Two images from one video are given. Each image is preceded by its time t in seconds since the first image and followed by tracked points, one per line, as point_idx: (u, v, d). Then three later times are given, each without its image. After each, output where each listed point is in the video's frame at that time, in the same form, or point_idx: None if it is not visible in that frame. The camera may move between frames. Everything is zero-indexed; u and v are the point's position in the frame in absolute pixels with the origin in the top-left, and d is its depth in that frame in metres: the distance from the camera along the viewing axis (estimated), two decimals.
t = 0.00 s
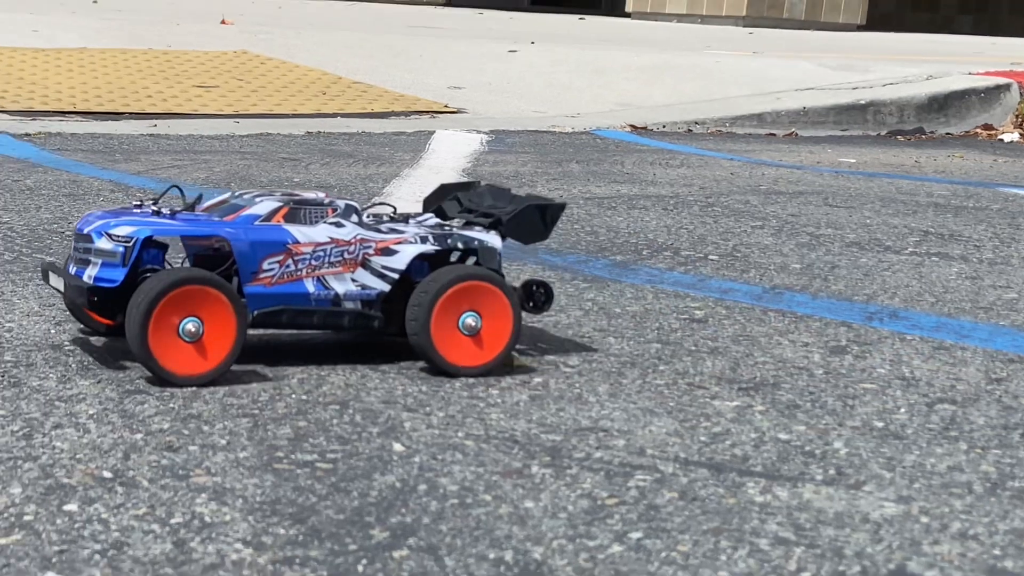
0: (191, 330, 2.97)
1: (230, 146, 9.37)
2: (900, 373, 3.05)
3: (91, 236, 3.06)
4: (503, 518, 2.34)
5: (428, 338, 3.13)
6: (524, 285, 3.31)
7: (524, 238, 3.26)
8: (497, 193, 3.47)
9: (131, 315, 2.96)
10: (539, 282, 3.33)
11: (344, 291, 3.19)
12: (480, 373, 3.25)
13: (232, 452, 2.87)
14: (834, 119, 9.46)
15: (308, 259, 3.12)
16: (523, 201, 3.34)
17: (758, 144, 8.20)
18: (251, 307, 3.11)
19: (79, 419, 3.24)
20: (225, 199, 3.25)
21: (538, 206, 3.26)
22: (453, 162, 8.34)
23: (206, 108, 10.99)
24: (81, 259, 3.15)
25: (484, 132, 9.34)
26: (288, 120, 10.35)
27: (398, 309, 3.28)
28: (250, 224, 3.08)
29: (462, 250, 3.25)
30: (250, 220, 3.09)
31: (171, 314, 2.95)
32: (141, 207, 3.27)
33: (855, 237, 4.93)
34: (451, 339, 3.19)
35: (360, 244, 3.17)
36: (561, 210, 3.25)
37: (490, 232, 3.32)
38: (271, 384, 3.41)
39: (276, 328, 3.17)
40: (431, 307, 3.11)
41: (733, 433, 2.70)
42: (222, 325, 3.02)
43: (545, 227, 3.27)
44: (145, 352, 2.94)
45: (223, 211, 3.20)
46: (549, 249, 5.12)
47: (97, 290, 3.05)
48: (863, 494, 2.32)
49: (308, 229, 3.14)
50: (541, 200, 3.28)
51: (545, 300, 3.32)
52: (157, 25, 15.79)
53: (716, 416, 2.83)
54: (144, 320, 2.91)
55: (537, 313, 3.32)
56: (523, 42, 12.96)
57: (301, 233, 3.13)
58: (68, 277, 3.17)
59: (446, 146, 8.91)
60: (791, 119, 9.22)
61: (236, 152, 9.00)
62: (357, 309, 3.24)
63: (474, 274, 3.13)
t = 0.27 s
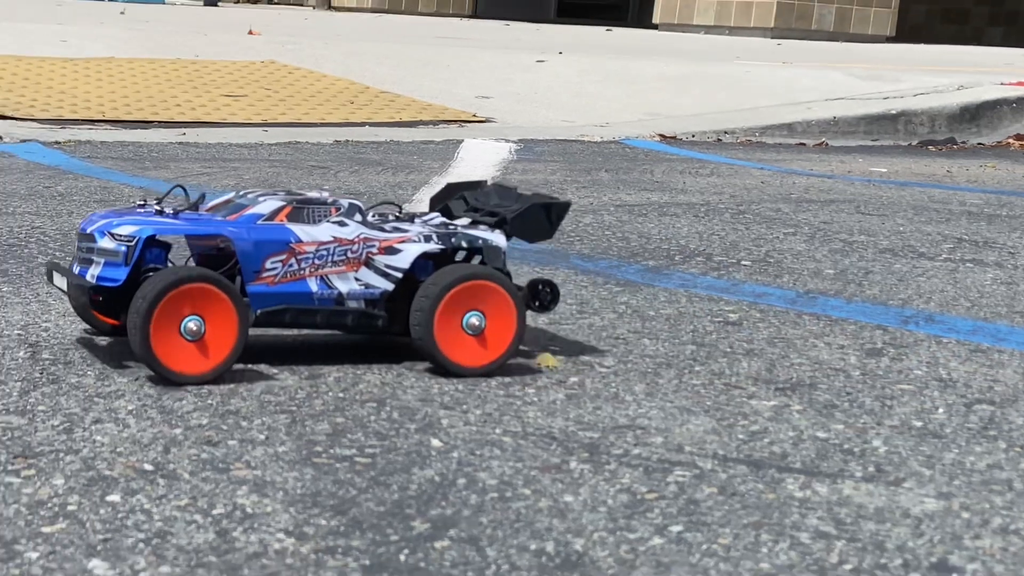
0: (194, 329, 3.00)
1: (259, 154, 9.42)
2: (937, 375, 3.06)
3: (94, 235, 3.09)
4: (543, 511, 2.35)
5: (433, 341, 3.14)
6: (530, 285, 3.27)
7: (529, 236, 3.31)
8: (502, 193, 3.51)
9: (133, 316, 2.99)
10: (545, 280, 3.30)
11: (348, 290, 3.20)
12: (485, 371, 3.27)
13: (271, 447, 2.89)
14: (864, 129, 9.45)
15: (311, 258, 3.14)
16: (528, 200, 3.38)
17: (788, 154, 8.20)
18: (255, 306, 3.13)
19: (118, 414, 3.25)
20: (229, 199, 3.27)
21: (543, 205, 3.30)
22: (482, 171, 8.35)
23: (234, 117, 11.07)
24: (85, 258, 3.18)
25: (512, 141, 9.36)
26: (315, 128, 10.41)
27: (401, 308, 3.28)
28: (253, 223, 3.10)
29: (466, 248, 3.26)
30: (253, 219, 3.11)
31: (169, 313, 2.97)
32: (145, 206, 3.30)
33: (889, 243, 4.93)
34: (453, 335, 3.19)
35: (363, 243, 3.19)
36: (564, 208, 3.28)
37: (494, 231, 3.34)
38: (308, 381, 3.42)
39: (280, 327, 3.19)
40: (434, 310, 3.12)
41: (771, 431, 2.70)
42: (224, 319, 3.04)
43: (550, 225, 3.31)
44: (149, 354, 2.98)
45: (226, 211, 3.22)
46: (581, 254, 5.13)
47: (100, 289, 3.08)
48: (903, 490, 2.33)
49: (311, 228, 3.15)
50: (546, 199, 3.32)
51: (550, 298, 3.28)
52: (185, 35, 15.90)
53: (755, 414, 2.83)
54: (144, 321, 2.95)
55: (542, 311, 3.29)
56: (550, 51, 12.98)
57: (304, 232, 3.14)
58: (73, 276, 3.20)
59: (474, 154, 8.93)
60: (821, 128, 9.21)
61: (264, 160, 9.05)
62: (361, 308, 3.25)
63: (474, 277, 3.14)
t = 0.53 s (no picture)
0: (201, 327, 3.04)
1: (287, 162, 9.48)
2: (976, 378, 3.07)
3: (100, 235, 3.13)
4: (585, 506, 2.37)
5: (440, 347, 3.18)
6: (536, 287, 3.34)
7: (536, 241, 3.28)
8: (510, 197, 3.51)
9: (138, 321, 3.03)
10: (552, 284, 3.36)
11: (353, 290, 3.23)
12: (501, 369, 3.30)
13: (312, 442, 2.90)
14: (895, 138, 9.44)
15: (317, 259, 3.17)
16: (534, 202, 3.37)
17: (817, 163, 8.21)
18: (260, 306, 3.16)
19: (159, 410, 3.26)
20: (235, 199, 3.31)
21: (549, 208, 3.28)
22: (510, 179, 8.37)
23: (263, 125, 11.15)
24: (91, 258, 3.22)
25: (541, 149, 9.38)
26: (342, 136, 10.48)
27: (406, 309, 3.32)
28: (258, 223, 3.14)
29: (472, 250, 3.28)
30: (258, 219, 3.15)
31: (172, 318, 3.01)
32: (152, 207, 3.34)
33: (923, 250, 4.94)
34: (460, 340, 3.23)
35: (368, 244, 3.22)
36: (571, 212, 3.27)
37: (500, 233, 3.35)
38: (346, 380, 3.43)
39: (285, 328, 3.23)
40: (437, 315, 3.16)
41: (810, 430, 2.72)
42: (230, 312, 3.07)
43: (555, 228, 3.29)
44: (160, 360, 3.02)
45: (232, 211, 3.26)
46: (612, 260, 5.16)
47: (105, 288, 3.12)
48: (944, 488, 2.35)
49: (317, 229, 3.19)
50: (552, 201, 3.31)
51: (558, 302, 3.34)
52: (212, 45, 16.00)
53: (793, 414, 2.85)
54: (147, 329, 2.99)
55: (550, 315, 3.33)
56: (578, 61, 13.00)
57: (309, 233, 3.18)
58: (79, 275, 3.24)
59: (502, 163, 8.96)
60: (851, 138, 9.22)
61: (293, 168, 9.09)
62: (367, 308, 3.28)
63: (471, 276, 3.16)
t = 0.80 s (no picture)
0: (206, 325, 3.09)
1: (317, 170, 9.55)
2: (1016, 381, 3.08)
3: (106, 234, 3.18)
4: (629, 502, 2.39)
5: (448, 353, 3.21)
6: (545, 287, 3.30)
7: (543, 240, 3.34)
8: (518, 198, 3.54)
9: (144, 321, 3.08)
10: (561, 285, 3.31)
11: (359, 291, 3.27)
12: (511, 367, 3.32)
13: (354, 439, 2.92)
14: (926, 147, 9.43)
15: (323, 260, 3.21)
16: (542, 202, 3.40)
17: (847, 172, 8.21)
18: (267, 307, 3.20)
19: (202, 407, 3.29)
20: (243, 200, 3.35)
21: (557, 207, 3.32)
22: (540, 187, 8.41)
23: (290, 133, 11.21)
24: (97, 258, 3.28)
25: (570, 157, 9.41)
26: (371, 144, 10.51)
27: (412, 310, 3.36)
28: (266, 224, 3.18)
29: (479, 250, 3.32)
30: (266, 219, 3.19)
31: (173, 326, 3.07)
32: (160, 206, 3.39)
33: (957, 257, 4.94)
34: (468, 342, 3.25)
35: (376, 244, 3.25)
36: (578, 211, 3.31)
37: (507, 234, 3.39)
38: (385, 380, 3.46)
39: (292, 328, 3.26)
40: (443, 321, 3.18)
41: (850, 431, 2.73)
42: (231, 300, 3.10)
43: (563, 227, 3.32)
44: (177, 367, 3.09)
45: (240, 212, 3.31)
46: (646, 266, 5.18)
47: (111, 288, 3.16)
48: (986, 487, 2.37)
49: (324, 230, 3.23)
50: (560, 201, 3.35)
51: (566, 304, 3.30)
52: (240, 54, 16.11)
53: (834, 415, 2.87)
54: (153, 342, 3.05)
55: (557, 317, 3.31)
56: (606, 69, 13.02)
57: (317, 234, 3.22)
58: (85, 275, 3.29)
59: (532, 170, 8.99)
60: (881, 147, 9.22)
61: (323, 175, 9.16)
62: (374, 309, 3.31)
63: (475, 279, 3.18)
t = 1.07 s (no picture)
0: (213, 324, 3.22)
1: (346, 176, 9.60)
2: None
3: (117, 235, 3.33)
4: (674, 496, 2.42)
5: (457, 355, 3.28)
6: (555, 289, 3.37)
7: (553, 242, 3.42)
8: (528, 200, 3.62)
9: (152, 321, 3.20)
10: (568, 286, 3.41)
11: (367, 291, 3.38)
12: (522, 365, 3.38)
13: (398, 435, 2.95)
14: (956, 156, 9.42)
15: (331, 260, 3.32)
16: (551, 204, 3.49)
17: (877, 180, 8.22)
18: (274, 306, 3.32)
19: (244, 404, 3.32)
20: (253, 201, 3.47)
21: (565, 210, 3.40)
22: (569, 193, 8.43)
23: (317, 141, 11.25)
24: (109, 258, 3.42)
25: (598, 164, 9.43)
26: (398, 151, 10.53)
27: (420, 311, 3.45)
28: (273, 224, 3.29)
29: (486, 251, 3.42)
30: (274, 220, 3.31)
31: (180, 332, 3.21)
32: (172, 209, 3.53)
33: (992, 264, 4.95)
34: (477, 345, 3.32)
35: (383, 245, 3.36)
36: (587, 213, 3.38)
37: (515, 236, 3.48)
38: (425, 379, 3.49)
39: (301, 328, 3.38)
40: (449, 324, 3.25)
41: (891, 430, 2.76)
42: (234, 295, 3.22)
43: (571, 229, 3.40)
44: (188, 369, 3.21)
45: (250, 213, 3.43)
46: (679, 271, 5.21)
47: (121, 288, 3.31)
48: None
49: (332, 230, 3.35)
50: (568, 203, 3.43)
51: (574, 305, 3.39)
52: (265, 62, 16.20)
53: (874, 415, 2.89)
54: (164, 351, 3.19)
55: (566, 319, 3.40)
56: (634, 77, 13.04)
57: (324, 234, 3.33)
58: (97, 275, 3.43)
59: (561, 177, 9.01)
60: (912, 155, 9.22)
61: (352, 182, 9.21)
62: (382, 309, 3.41)
63: (479, 279, 3.24)
